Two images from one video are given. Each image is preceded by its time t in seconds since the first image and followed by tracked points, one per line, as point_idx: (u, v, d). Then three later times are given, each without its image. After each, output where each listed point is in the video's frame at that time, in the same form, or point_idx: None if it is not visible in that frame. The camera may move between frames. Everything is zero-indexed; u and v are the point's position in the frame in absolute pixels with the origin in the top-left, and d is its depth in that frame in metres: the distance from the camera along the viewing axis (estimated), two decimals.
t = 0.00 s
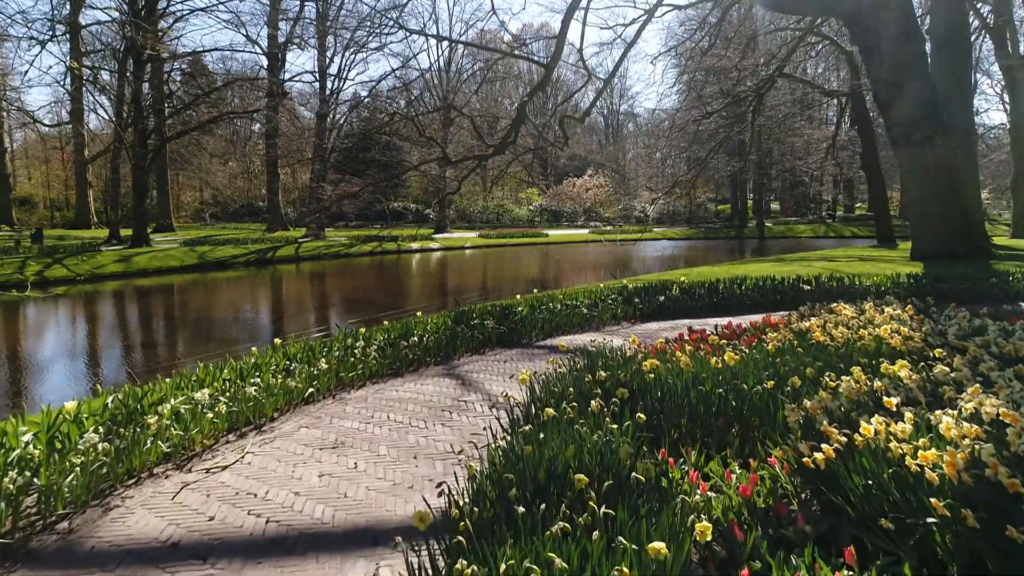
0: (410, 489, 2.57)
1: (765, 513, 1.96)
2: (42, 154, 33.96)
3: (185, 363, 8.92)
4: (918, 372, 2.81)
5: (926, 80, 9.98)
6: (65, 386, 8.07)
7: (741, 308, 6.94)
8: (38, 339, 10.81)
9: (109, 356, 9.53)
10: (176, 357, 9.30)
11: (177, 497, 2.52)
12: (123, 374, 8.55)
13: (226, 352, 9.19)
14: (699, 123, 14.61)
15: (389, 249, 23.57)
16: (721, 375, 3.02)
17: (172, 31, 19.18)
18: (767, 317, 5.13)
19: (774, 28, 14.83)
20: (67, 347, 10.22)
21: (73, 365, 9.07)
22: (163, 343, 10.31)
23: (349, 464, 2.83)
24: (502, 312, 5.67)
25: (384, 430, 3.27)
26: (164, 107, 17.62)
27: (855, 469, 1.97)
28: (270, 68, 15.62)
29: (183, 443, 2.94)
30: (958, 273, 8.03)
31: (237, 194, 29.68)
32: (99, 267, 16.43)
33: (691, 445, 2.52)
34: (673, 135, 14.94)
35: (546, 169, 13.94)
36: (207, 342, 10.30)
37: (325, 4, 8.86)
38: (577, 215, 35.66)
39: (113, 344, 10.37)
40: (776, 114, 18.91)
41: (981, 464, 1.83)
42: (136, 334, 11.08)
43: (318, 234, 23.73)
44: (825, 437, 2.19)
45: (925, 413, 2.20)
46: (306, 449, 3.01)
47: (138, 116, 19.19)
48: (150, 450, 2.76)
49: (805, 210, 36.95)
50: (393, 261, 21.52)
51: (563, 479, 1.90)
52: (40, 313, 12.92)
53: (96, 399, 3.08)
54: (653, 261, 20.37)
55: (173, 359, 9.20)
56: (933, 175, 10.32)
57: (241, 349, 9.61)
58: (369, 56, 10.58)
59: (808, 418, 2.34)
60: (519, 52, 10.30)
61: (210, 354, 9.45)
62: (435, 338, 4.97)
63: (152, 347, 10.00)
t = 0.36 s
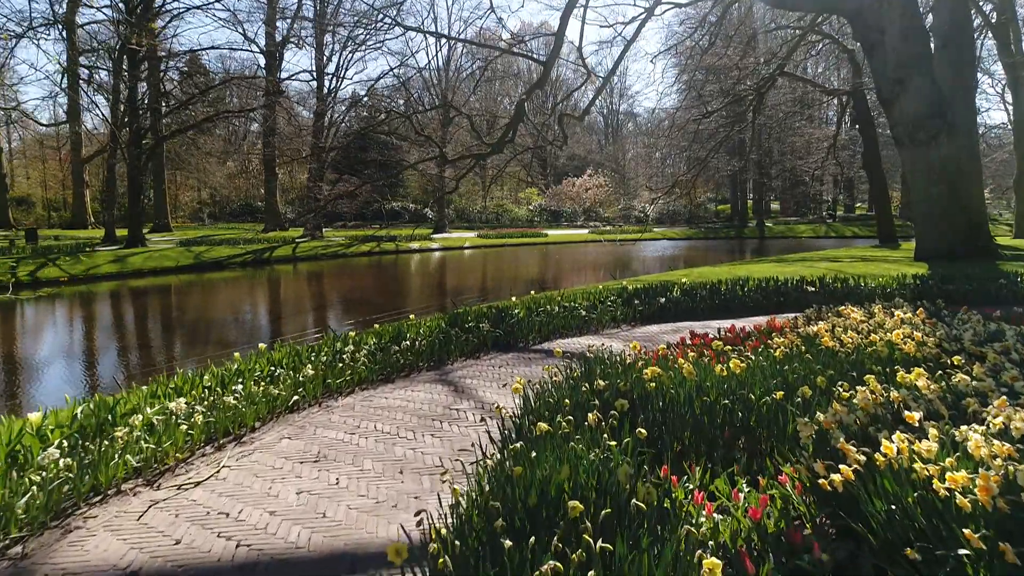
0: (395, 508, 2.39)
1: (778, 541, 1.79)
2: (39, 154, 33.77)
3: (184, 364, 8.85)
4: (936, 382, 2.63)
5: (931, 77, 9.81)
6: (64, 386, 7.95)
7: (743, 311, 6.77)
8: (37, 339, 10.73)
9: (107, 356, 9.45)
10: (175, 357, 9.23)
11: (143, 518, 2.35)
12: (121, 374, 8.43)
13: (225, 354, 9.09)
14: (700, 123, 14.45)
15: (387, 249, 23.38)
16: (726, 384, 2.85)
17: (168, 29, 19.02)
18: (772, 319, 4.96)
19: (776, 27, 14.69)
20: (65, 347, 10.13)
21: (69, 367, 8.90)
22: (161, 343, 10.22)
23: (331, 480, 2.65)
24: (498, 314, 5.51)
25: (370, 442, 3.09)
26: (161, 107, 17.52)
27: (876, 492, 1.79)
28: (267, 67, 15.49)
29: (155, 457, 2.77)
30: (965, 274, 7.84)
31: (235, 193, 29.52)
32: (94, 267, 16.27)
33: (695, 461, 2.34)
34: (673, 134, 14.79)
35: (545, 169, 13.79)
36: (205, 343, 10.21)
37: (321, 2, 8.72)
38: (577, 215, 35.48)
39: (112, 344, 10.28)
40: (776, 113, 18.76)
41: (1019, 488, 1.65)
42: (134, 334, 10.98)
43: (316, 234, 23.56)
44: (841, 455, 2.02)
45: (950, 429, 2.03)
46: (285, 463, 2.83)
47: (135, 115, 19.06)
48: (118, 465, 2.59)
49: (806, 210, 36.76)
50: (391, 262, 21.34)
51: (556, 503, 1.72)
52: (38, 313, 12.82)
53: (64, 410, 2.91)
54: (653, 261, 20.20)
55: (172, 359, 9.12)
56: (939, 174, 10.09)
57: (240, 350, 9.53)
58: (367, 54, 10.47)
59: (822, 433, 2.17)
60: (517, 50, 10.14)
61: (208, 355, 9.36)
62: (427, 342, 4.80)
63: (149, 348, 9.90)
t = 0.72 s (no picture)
0: (373, 533, 2.21)
1: None
2: (35, 154, 33.58)
3: (183, 365, 8.75)
4: (958, 396, 2.44)
5: (935, 75, 9.65)
6: (59, 387, 7.81)
7: (745, 314, 6.60)
8: (36, 339, 10.66)
9: (106, 357, 9.36)
10: (174, 359, 9.13)
11: (100, 545, 2.18)
12: (118, 375, 8.31)
13: (223, 356, 8.97)
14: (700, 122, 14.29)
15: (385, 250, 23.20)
16: (731, 397, 2.67)
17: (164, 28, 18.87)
18: (777, 324, 4.78)
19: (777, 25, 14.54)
20: (65, 347, 10.06)
21: (65, 368, 8.78)
22: (160, 344, 10.12)
23: (306, 501, 2.47)
24: (492, 318, 5.32)
25: (352, 457, 2.91)
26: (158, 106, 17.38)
27: (900, 527, 1.61)
28: (263, 66, 15.35)
29: (119, 476, 2.60)
30: (972, 276, 7.65)
31: (233, 194, 29.35)
32: (88, 268, 16.10)
33: (698, 484, 2.16)
34: (673, 134, 14.61)
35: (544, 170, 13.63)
36: (203, 344, 10.09)
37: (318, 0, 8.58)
38: (576, 215, 35.29)
39: (111, 344, 10.20)
40: (777, 113, 18.60)
41: None
42: (133, 334, 10.89)
43: (313, 235, 23.39)
44: (859, 481, 1.83)
45: (981, 452, 1.84)
46: (260, 482, 2.66)
47: (130, 115, 18.90)
48: (77, 486, 2.42)
49: (806, 210, 36.57)
50: (389, 262, 21.16)
51: (544, 540, 1.54)
52: (36, 313, 12.74)
53: (27, 424, 2.74)
54: (653, 262, 20.02)
55: (171, 360, 9.03)
56: (945, 173, 9.89)
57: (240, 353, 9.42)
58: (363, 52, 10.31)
59: (838, 456, 1.98)
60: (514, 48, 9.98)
61: (206, 356, 9.26)
62: (418, 347, 4.63)
63: (148, 349, 9.79)
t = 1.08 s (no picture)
0: (348, 562, 2.04)
1: None
2: (31, 154, 33.35)
3: (181, 367, 8.65)
4: (983, 413, 2.26)
5: (941, 74, 9.47)
6: (56, 389, 7.68)
7: (748, 318, 6.41)
8: (36, 339, 10.59)
9: (104, 358, 9.27)
10: (172, 361, 9.02)
11: None
12: (115, 376, 8.19)
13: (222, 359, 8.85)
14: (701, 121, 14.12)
15: (383, 250, 23.00)
16: (736, 412, 2.49)
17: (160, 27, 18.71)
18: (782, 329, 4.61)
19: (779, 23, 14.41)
20: (64, 347, 10.00)
21: (63, 368, 8.70)
22: (159, 345, 10.02)
23: (280, 524, 2.29)
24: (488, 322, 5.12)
25: (332, 474, 2.73)
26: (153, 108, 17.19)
27: (933, 568, 1.43)
28: (259, 65, 15.19)
29: (80, 497, 2.43)
30: (980, 278, 7.46)
31: (230, 194, 29.17)
32: (81, 269, 15.93)
33: (702, 511, 1.98)
34: (673, 133, 14.44)
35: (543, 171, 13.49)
36: (201, 346, 9.96)
37: None
38: (576, 215, 35.09)
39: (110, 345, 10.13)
40: (778, 112, 18.42)
41: None
42: (132, 336, 10.78)
43: (311, 235, 23.22)
44: (883, 511, 1.65)
45: (1019, 481, 1.66)
46: (232, 502, 2.48)
47: (126, 114, 18.74)
48: (31, 509, 2.25)
49: (807, 210, 36.38)
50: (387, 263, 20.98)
51: None
52: (34, 313, 12.65)
53: None
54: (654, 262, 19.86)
55: (170, 363, 8.93)
56: (949, 172, 9.72)
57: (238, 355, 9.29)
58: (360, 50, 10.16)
59: (857, 482, 1.80)
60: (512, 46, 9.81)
61: (205, 358, 9.15)
62: (410, 353, 4.45)
63: (146, 351, 9.69)
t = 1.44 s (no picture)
0: None
1: None
2: (27, 153, 33.18)
3: (179, 368, 8.52)
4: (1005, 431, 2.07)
5: (945, 71, 9.29)
6: (54, 389, 7.61)
7: (749, 322, 6.22)
8: (35, 339, 10.52)
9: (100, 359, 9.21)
10: (168, 363, 8.88)
11: None
12: (110, 377, 8.12)
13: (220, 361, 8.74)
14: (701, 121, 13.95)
15: (380, 251, 22.82)
16: (737, 429, 2.31)
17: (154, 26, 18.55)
18: (785, 335, 4.42)
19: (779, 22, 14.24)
20: (63, 347, 9.91)
21: (59, 368, 8.67)
22: (156, 347, 9.89)
23: (240, 551, 2.11)
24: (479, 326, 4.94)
25: (304, 494, 2.55)
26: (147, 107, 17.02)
27: None
28: (255, 64, 15.03)
29: (27, 521, 2.25)
30: (987, 280, 7.27)
31: (228, 194, 29.00)
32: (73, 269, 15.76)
33: (698, 542, 1.80)
34: (673, 133, 14.26)
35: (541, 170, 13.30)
36: (198, 348, 9.82)
37: None
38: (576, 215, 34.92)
39: (109, 346, 10.03)
40: (778, 111, 18.26)
41: None
42: (129, 336, 10.65)
43: (308, 235, 23.04)
44: (901, 548, 1.47)
45: None
46: (191, 526, 2.29)
47: (120, 113, 18.57)
48: None
49: (808, 209, 36.21)
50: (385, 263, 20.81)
51: None
52: (32, 314, 12.58)
53: None
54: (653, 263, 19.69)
55: (165, 364, 8.80)
56: (952, 172, 9.53)
57: (236, 357, 9.15)
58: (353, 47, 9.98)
59: (870, 514, 1.62)
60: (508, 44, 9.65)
61: (201, 360, 9.02)
62: (396, 360, 4.26)
63: (143, 352, 9.56)
